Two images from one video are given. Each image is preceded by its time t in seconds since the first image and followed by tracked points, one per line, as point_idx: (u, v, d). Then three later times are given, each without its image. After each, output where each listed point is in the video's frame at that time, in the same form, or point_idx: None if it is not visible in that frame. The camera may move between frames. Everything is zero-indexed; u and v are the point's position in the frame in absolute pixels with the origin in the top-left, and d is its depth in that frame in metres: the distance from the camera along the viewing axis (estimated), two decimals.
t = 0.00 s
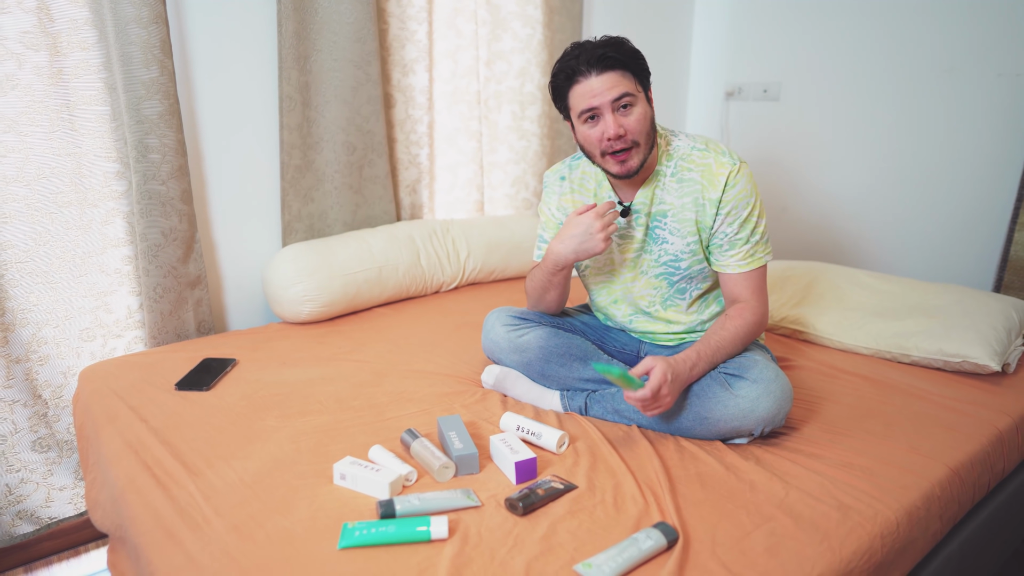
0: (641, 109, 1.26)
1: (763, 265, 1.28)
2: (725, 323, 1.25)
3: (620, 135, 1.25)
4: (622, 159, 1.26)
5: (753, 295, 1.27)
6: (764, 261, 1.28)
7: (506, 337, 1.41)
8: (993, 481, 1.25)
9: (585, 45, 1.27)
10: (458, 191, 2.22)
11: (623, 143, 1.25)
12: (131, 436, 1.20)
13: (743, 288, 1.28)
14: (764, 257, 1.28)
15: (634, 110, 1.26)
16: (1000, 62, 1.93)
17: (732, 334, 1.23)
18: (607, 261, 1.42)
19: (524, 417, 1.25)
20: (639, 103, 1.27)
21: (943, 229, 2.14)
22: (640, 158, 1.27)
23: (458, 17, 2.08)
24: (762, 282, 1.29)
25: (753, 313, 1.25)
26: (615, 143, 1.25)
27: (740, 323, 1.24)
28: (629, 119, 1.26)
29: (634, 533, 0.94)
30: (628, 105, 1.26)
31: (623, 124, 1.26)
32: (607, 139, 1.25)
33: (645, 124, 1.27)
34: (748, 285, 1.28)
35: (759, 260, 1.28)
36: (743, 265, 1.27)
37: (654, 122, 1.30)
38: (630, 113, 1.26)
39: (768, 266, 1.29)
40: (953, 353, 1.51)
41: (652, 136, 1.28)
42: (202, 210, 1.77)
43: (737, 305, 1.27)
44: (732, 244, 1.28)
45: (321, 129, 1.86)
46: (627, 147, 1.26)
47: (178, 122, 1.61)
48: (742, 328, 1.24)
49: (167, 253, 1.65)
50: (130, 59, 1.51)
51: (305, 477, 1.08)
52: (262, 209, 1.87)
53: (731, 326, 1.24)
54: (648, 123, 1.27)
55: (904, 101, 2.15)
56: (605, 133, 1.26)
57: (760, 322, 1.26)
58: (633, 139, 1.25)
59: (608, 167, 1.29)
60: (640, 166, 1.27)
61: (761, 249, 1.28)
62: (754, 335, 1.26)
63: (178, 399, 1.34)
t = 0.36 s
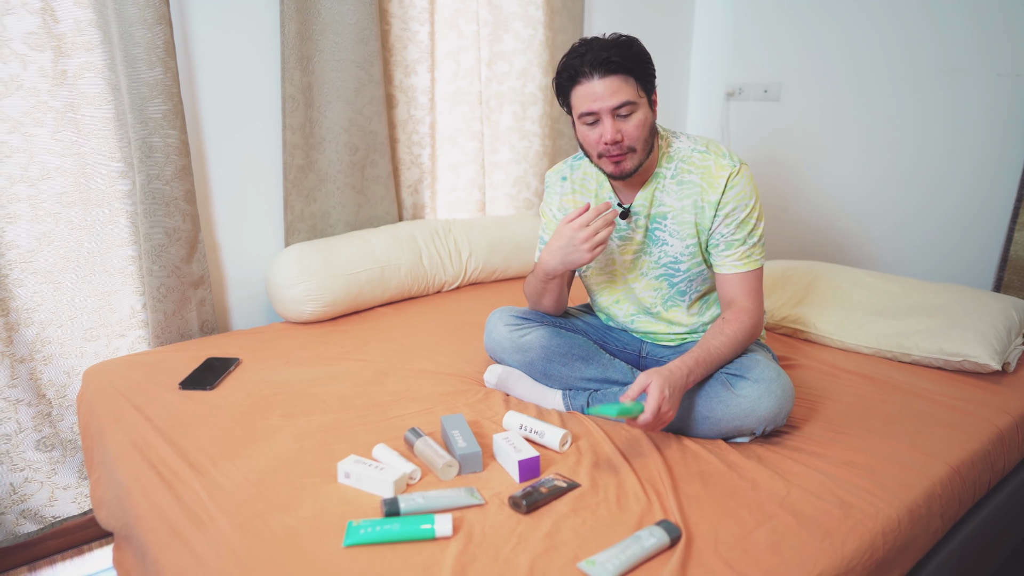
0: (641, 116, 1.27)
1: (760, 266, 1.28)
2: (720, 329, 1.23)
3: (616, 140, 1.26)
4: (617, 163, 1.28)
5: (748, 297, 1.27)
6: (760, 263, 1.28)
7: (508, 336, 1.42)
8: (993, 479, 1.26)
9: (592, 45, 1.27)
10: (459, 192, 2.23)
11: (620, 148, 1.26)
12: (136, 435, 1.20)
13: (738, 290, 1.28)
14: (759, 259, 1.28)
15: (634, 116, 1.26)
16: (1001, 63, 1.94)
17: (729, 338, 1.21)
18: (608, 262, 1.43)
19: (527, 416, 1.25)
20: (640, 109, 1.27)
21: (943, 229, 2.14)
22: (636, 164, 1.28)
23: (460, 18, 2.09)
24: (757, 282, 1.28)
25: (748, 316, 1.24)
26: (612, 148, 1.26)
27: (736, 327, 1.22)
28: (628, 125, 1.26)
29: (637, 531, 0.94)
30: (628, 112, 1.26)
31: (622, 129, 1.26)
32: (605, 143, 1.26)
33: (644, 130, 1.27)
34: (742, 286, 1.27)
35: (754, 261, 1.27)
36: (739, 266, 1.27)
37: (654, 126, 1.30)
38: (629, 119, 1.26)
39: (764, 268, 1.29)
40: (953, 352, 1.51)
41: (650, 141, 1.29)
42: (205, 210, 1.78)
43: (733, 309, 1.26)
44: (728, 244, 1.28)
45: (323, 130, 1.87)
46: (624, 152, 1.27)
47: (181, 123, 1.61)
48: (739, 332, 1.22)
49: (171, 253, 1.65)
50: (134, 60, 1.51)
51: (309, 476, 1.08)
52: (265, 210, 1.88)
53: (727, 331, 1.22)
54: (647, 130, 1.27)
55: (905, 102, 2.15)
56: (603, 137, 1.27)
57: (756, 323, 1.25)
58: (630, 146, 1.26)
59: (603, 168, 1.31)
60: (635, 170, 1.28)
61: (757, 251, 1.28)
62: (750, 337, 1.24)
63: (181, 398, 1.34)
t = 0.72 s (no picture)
0: (635, 113, 1.27)
1: (734, 260, 1.19)
2: (690, 347, 1.11)
3: (607, 137, 1.26)
4: (608, 160, 1.29)
5: (717, 297, 1.15)
6: (734, 256, 1.18)
7: (508, 337, 1.42)
8: (992, 479, 1.26)
9: (592, 41, 1.27)
10: (460, 192, 2.23)
11: (611, 144, 1.27)
12: (138, 435, 1.21)
13: (707, 293, 1.16)
14: (735, 253, 1.19)
15: (627, 113, 1.26)
16: (1001, 63, 1.94)
17: (703, 355, 1.09)
18: (606, 263, 1.43)
19: (528, 415, 1.26)
20: (634, 106, 1.27)
21: (943, 229, 2.15)
22: (628, 162, 1.28)
23: (461, 19, 2.09)
24: (724, 277, 1.17)
25: (716, 322, 1.12)
26: (603, 143, 1.27)
27: (705, 338, 1.10)
28: (621, 121, 1.27)
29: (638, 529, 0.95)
30: (621, 108, 1.26)
31: (614, 126, 1.27)
32: (596, 138, 1.27)
33: (637, 128, 1.27)
34: (711, 289, 1.16)
35: (729, 254, 1.19)
36: (709, 255, 1.19)
37: (650, 125, 1.30)
38: (622, 116, 1.27)
39: (743, 263, 1.19)
40: (952, 352, 1.52)
41: (643, 139, 1.29)
42: (207, 211, 1.78)
43: (701, 319, 1.13)
44: (704, 239, 1.22)
45: (324, 130, 1.87)
46: (615, 149, 1.28)
47: (183, 123, 1.62)
48: (711, 343, 1.10)
49: (173, 253, 1.66)
50: (136, 61, 1.52)
51: (311, 475, 1.08)
52: (266, 210, 1.88)
53: (698, 347, 1.10)
54: (640, 127, 1.28)
55: (905, 102, 2.16)
56: (595, 132, 1.27)
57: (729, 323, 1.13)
58: (621, 143, 1.27)
59: (595, 164, 1.32)
60: (626, 169, 1.29)
61: (733, 245, 1.20)
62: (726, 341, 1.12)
63: (183, 398, 1.35)
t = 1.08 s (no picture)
0: (622, 118, 1.27)
1: (750, 262, 1.22)
2: (719, 346, 1.15)
3: (597, 144, 1.27)
4: (600, 166, 1.29)
5: (743, 300, 1.19)
6: (749, 258, 1.22)
7: (508, 338, 1.43)
8: (990, 477, 1.27)
9: (575, 51, 1.27)
10: (460, 192, 2.24)
11: (601, 151, 1.28)
12: (140, 434, 1.21)
13: (732, 294, 1.20)
14: (749, 254, 1.22)
15: (614, 120, 1.27)
16: (1000, 63, 1.95)
17: (731, 352, 1.13)
18: (604, 265, 1.43)
19: (528, 415, 1.26)
20: (620, 111, 1.27)
21: (942, 229, 2.15)
22: (620, 167, 1.29)
23: (461, 19, 2.10)
24: (746, 280, 1.21)
25: (745, 322, 1.16)
26: (593, 152, 1.28)
27: (735, 339, 1.14)
28: (608, 129, 1.27)
29: (638, 527, 0.95)
30: (607, 116, 1.26)
31: (602, 133, 1.27)
32: (586, 147, 1.28)
33: (626, 133, 1.28)
34: (737, 292, 1.20)
35: (744, 256, 1.22)
36: (726, 261, 1.22)
37: (639, 128, 1.30)
38: (610, 122, 1.27)
39: (757, 263, 1.23)
40: (951, 352, 1.52)
41: (633, 143, 1.29)
42: (208, 211, 1.79)
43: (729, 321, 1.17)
44: (716, 243, 1.24)
45: (325, 131, 1.87)
46: (606, 155, 1.28)
47: (185, 124, 1.62)
48: (740, 343, 1.14)
49: (174, 252, 1.66)
50: (138, 61, 1.52)
51: (312, 474, 1.09)
52: (267, 210, 1.89)
53: (727, 347, 1.14)
54: (629, 132, 1.28)
55: (904, 102, 2.16)
56: (584, 141, 1.28)
57: (758, 322, 1.17)
58: (611, 149, 1.27)
59: (588, 171, 1.32)
60: (618, 173, 1.30)
61: (746, 246, 1.23)
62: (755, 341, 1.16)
63: (185, 397, 1.35)
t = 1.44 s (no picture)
0: (620, 93, 1.33)
1: (780, 251, 1.30)
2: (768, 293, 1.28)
3: (594, 115, 1.33)
4: (597, 139, 1.34)
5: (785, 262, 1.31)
6: (780, 247, 1.30)
7: (509, 336, 1.42)
8: (990, 477, 1.27)
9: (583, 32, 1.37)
10: (460, 192, 2.24)
11: (598, 123, 1.33)
12: (141, 434, 1.21)
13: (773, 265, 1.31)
14: (779, 243, 1.30)
15: (612, 94, 1.33)
16: (1000, 64, 1.95)
17: (780, 296, 1.27)
18: (609, 256, 1.41)
19: (529, 415, 1.26)
20: (619, 87, 1.33)
21: (943, 229, 2.15)
22: (615, 140, 1.33)
23: (461, 19, 2.10)
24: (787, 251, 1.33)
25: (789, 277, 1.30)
26: (591, 123, 1.34)
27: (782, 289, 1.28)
28: (607, 102, 1.33)
29: (638, 527, 0.95)
30: (606, 89, 1.33)
31: (601, 106, 1.34)
32: (584, 118, 1.34)
33: (623, 108, 1.33)
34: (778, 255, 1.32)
35: (775, 248, 1.30)
36: (760, 256, 1.30)
37: (640, 108, 1.35)
38: (609, 96, 1.33)
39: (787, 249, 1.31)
40: (951, 351, 1.52)
41: (631, 120, 1.33)
42: (208, 211, 1.79)
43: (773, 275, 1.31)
44: (746, 235, 1.29)
45: (325, 131, 1.87)
46: (603, 128, 1.33)
47: (185, 124, 1.62)
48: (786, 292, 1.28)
49: (174, 253, 1.66)
50: (138, 61, 1.52)
51: (312, 474, 1.09)
52: (267, 210, 1.89)
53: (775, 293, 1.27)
54: (626, 107, 1.33)
55: (904, 102, 2.16)
56: (583, 113, 1.35)
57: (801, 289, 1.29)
58: (607, 121, 1.32)
59: (586, 146, 1.37)
60: (614, 147, 1.33)
61: (775, 236, 1.30)
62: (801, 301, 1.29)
63: (185, 397, 1.35)
